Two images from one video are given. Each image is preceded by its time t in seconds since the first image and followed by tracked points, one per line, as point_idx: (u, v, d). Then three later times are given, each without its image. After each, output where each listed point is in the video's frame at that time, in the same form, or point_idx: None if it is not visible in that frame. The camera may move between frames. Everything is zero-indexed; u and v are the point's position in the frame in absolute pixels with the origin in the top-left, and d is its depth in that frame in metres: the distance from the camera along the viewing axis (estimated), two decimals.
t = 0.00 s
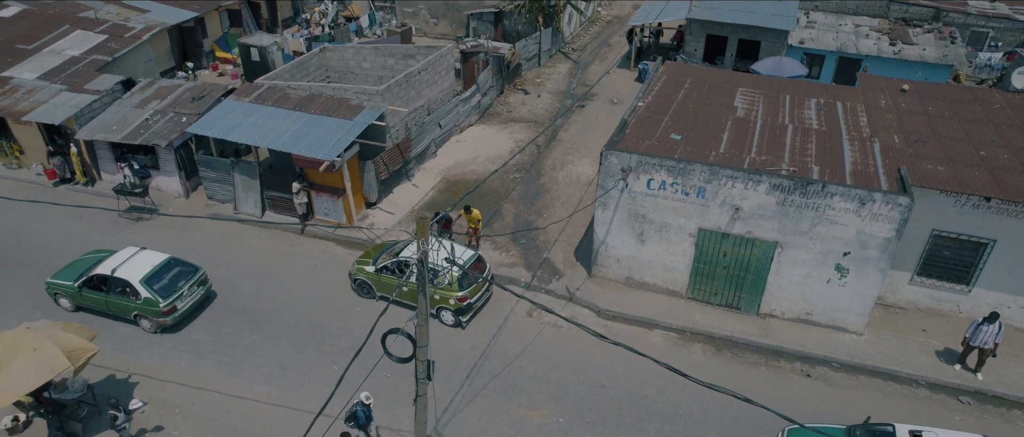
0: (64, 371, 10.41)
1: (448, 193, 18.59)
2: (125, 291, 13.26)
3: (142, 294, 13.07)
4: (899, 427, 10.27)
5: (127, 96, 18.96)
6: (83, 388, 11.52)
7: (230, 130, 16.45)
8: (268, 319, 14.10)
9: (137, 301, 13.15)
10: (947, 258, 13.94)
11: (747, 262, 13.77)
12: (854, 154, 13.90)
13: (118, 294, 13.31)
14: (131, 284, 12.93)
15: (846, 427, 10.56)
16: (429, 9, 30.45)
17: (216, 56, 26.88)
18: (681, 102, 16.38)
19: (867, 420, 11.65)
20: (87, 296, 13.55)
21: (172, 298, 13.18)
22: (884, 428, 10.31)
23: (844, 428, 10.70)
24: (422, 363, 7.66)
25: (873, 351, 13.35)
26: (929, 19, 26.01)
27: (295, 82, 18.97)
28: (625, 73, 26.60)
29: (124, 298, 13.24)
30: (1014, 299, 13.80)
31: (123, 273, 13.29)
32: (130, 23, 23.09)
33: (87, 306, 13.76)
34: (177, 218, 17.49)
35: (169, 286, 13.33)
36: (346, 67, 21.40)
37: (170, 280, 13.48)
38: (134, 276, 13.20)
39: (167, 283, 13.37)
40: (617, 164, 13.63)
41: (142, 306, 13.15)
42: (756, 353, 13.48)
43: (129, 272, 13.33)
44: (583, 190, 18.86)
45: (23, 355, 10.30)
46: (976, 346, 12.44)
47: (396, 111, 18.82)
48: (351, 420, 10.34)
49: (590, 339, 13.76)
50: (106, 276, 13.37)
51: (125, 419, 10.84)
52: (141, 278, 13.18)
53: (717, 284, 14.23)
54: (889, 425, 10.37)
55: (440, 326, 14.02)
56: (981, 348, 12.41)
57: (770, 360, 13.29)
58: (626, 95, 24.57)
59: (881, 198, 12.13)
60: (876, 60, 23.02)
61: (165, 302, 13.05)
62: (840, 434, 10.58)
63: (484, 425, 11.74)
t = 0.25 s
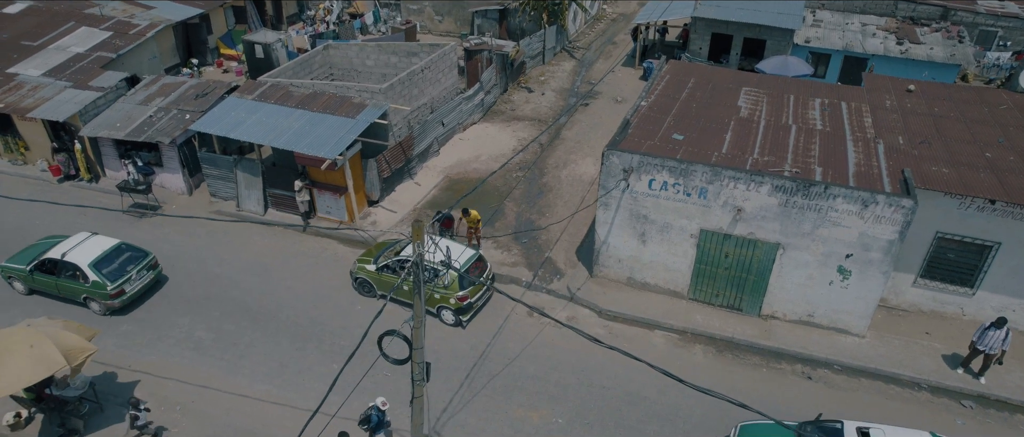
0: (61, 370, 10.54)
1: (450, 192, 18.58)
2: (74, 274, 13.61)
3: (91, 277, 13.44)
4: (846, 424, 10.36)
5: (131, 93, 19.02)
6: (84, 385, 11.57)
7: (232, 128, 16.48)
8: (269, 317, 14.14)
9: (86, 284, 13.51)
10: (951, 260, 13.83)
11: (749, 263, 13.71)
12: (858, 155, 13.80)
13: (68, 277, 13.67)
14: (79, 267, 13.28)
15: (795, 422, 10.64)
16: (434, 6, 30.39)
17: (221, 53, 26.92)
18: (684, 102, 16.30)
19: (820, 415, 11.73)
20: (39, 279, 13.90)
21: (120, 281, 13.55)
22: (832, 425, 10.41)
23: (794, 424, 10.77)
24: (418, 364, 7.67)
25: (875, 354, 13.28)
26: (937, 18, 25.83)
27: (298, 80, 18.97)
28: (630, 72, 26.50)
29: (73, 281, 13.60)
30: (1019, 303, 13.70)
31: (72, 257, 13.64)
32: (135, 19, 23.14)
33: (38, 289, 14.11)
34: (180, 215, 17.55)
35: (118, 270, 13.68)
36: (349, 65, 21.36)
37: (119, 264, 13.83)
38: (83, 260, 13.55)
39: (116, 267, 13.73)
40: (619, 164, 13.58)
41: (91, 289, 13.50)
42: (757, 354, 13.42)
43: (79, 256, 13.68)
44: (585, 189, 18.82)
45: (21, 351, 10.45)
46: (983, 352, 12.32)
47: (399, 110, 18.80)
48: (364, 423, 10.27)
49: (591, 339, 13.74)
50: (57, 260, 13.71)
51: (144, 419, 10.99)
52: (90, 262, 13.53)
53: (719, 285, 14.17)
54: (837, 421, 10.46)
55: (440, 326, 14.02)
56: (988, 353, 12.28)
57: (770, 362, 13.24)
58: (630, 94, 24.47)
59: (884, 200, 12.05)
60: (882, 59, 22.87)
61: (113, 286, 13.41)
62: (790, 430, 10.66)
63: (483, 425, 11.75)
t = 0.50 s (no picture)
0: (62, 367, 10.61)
1: (452, 190, 18.57)
2: (26, 257, 13.98)
3: (43, 260, 13.81)
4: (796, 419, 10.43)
5: (135, 90, 19.07)
6: (86, 382, 11.55)
7: (235, 125, 16.51)
8: (270, 315, 14.18)
9: (37, 266, 13.89)
10: (955, 263, 13.73)
11: (750, 265, 13.65)
12: (862, 156, 13.71)
13: (21, 260, 14.04)
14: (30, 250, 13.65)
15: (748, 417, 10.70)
16: (438, 3, 30.33)
17: (226, 49, 26.97)
18: (687, 101, 16.22)
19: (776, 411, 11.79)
20: None
21: (71, 264, 13.94)
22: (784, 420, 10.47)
23: (746, 419, 10.84)
24: (414, 366, 7.68)
25: (877, 357, 13.20)
26: (946, 17, 25.61)
27: (302, 78, 18.98)
28: (634, 70, 26.39)
29: (25, 264, 13.98)
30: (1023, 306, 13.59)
31: (24, 241, 14.01)
32: (140, 16, 23.19)
33: None
34: (182, 212, 17.61)
35: (69, 253, 14.06)
36: (353, 62, 21.36)
37: (71, 248, 14.21)
38: (35, 243, 13.91)
39: (67, 251, 14.12)
40: (620, 164, 13.53)
41: (42, 271, 13.88)
42: (758, 356, 13.37)
43: (31, 240, 14.05)
44: (588, 188, 18.77)
45: (21, 349, 10.52)
46: (992, 358, 12.22)
47: (401, 108, 18.78)
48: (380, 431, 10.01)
49: (591, 340, 13.71)
50: (9, 244, 14.08)
51: (159, 414, 10.88)
52: (41, 245, 13.90)
53: (720, 286, 14.12)
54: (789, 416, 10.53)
55: (441, 325, 14.02)
56: (997, 360, 12.19)
57: (771, 364, 13.19)
58: (634, 92, 24.38)
59: (887, 202, 11.96)
60: (889, 58, 22.70)
61: (63, 268, 13.80)
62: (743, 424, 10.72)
63: (481, 425, 11.74)
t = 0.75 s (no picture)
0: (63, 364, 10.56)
1: (455, 189, 18.56)
2: None
3: None
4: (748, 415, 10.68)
5: (139, 87, 19.12)
6: (87, 379, 11.64)
7: (237, 123, 16.54)
8: (271, 313, 14.21)
9: None
10: (959, 266, 13.63)
11: (752, 266, 13.58)
12: (865, 158, 13.61)
13: None
14: None
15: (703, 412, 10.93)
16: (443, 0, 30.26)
17: (230, 46, 26.99)
18: (690, 101, 16.14)
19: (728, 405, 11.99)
20: None
21: (24, 247, 14.33)
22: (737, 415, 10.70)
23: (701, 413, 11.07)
24: (410, 367, 7.70)
25: (879, 359, 13.13)
26: (954, 16, 25.38)
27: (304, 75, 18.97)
28: (639, 68, 26.26)
29: None
30: None
31: None
32: (145, 13, 23.22)
33: None
34: (185, 209, 17.67)
35: (23, 237, 14.43)
36: (356, 60, 21.37)
37: (25, 232, 14.56)
38: None
39: (22, 235, 14.47)
40: (622, 164, 13.47)
41: None
42: (759, 358, 13.31)
43: None
44: (591, 187, 18.72)
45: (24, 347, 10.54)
46: (998, 364, 12.11)
47: (404, 106, 18.76)
48: None
49: (591, 340, 13.69)
50: None
51: (172, 413, 10.93)
52: None
53: (721, 287, 14.06)
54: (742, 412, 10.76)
55: (441, 324, 14.02)
56: (1003, 365, 12.08)
57: (772, 366, 13.13)
58: (638, 91, 24.27)
59: (890, 204, 11.87)
60: (895, 57, 22.53)
61: (16, 251, 14.20)
62: (697, 418, 10.94)
63: (480, 426, 11.75)
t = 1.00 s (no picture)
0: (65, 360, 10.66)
1: (456, 187, 18.54)
2: None
3: None
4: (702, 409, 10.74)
5: (142, 83, 19.16)
6: (86, 376, 11.59)
7: (239, 121, 16.56)
8: (271, 311, 14.24)
9: None
10: (962, 268, 13.52)
11: (753, 267, 13.51)
12: (869, 159, 13.51)
13: None
14: None
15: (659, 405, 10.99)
16: None
17: (235, 42, 27.02)
18: (693, 100, 16.04)
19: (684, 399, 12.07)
20: None
21: None
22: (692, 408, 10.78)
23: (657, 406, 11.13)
24: (405, 368, 7.66)
25: (881, 362, 13.04)
26: (962, 15, 25.14)
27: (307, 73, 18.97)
28: (643, 66, 26.13)
29: None
30: None
31: None
32: (149, 9, 23.26)
33: None
34: (187, 206, 17.72)
35: None
36: (359, 57, 21.34)
37: None
38: None
39: None
40: (623, 164, 13.41)
41: None
42: (760, 360, 13.25)
43: None
44: (593, 186, 18.66)
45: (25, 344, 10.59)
46: (1001, 368, 12.00)
47: (406, 104, 18.73)
48: None
49: (591, 340, 13.65)
50: None
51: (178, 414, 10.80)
52: None
53: (722, 288, 13.99)
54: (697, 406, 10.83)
55: (440, 323, 14.02)
56: (1006, 369, 11.96)
57: (772, 368, 13.07)
58: (642, 89, 24.16)
59: (893, 206, 11.77)
60: (902, 57, 22.34)
61: None
62: (653, 411, 11.00)
63: (478, 425, 11.74)
